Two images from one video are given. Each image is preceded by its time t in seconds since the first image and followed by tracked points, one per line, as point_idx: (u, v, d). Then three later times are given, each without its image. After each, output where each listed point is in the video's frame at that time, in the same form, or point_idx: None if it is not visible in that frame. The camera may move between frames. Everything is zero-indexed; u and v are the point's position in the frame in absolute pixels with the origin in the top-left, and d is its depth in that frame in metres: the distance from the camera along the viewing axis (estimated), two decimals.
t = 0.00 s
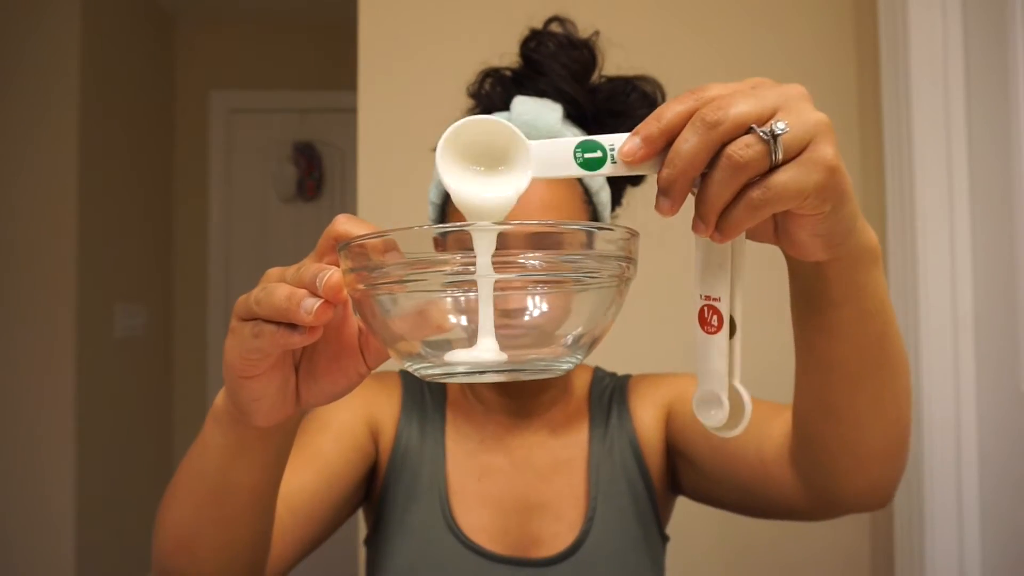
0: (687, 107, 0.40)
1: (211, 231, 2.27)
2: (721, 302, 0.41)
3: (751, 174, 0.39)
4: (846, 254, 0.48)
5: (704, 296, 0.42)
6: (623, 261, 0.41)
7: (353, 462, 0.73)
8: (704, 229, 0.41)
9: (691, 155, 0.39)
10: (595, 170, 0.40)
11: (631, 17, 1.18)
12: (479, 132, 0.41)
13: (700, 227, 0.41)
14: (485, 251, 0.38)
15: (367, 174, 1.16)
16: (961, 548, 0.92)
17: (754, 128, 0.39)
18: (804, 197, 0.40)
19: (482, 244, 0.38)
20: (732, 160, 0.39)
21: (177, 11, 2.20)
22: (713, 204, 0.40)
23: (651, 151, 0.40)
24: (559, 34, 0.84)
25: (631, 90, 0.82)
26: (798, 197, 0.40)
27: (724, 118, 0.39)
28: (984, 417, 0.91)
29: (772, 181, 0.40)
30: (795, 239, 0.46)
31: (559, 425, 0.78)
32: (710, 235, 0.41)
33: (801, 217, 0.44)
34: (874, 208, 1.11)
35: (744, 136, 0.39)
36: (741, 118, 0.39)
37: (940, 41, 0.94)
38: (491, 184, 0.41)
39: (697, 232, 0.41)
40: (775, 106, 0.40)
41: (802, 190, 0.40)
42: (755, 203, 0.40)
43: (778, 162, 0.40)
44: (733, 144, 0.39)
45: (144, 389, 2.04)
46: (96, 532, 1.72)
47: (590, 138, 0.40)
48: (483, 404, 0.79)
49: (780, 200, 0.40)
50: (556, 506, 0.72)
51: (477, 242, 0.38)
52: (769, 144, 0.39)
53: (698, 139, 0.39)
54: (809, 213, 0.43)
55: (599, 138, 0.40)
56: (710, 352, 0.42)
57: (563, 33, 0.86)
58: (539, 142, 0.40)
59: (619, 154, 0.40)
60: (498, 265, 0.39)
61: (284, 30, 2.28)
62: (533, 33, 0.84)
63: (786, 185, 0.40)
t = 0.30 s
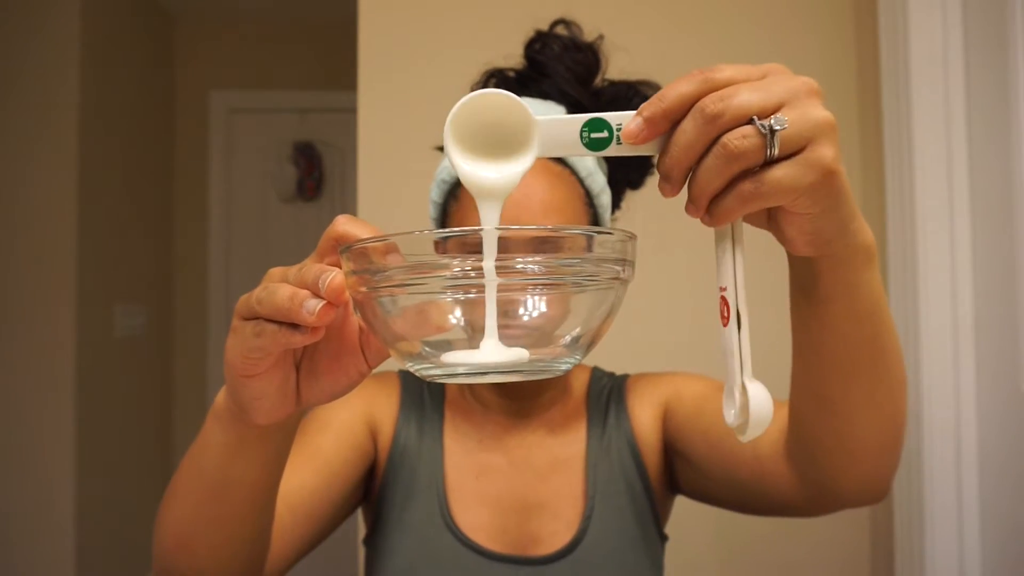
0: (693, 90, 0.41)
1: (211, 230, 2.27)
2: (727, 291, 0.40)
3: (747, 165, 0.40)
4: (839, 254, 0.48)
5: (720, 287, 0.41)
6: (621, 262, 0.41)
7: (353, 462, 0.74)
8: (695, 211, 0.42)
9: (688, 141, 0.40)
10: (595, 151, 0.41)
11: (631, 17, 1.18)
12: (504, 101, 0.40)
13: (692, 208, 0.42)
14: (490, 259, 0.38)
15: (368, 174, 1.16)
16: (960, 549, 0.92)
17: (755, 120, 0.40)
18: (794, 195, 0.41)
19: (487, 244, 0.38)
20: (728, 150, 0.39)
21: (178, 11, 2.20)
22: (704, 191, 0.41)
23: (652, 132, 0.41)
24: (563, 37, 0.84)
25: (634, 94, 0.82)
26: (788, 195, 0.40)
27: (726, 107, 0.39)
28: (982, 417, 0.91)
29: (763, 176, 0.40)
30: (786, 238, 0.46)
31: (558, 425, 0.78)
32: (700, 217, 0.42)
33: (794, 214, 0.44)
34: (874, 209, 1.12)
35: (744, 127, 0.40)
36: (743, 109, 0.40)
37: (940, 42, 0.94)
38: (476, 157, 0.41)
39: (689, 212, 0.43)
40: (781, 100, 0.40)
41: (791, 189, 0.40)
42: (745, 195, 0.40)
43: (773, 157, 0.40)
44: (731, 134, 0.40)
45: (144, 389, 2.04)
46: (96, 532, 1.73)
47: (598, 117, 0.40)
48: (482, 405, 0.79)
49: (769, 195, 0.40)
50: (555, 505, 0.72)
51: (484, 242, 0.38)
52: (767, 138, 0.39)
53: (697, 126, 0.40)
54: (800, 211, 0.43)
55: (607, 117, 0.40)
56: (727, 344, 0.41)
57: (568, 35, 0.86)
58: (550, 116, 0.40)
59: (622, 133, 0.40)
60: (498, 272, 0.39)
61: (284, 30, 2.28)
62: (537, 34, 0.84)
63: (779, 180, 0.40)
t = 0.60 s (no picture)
0: (687, 87, 0.41)
1: (211, 230, 2.27)
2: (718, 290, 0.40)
3: (734, 166, 0.40)
4: (822, 251, 0.48)
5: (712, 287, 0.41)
6: (621, 253, 0.41)
7: (353, 461, 0.74)
8: (683, 203, 0.42)
9: (680, 138, 0.40)
10: (588, 143, 0.41)
11: (631, 16, 1.18)
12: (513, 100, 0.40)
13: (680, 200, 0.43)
14: (483, 246, 0.38)
15: (367, 173, 1.16)
16: (961, 550, 0.92)
17: (747, 121, 0.40)
18: (779, 197, 0.41)
19: (483, 234, 0.38)
20: (718, 151, 0.40)
21: (177, 10, 2.20)
22: (691, 186, 0.41)
23: (645, 128, 0.41)
24: (563, 39, 0.83)
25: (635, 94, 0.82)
26: (772, 198, 0.41)
27: (720, 107, 0.39)
28: (983, 418, 0.91)
29: (750, 178, 0.40)
30: (768, 234, 0.46)
31: (558, 423, 0.78)
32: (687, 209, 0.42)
33: (778, 215, 0.44)
34: (874, 209, 1.12)
35: (736, 128, 0.40)
36: (736, 110, 0.39)
37: (940, 43, 0.94)
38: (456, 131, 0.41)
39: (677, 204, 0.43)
40: (775, 101, 0.40)
41: (776, 192, 0.41)
42: (730, 195, 0.40)
43: (763, 160, 0.40)
44: (723, 134, 0.40)
45: (144, 389, 2.05)
46: (96, 532, 1.73)
47: (592, 110, 0.40)
48: (482, 404, 0.80)
49: (754, 197, 0.40)
50: (554, 503, 0.72)
51: (479, 234, 0.38)
52: (757, 141, 0.39)
53: (688, 126, 0.40)
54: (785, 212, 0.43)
55: (601, 109, 0.40)
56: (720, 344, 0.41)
57: (568, 36, 0.86)
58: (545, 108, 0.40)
59: (616, 127, 0.40)
60: (493, 261, 0.39)
61: (284, 30, 2.29)
62: (538, 34, 0.84)
63: (767, 184, 0.40)
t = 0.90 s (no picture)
0: (697, 72, 0.40)
1: (212, 230, 2.27)
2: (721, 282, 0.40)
3: (737, 156, 0.40)
4: (810, 243, 0.48)
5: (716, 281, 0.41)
6: (622, 242, 0.42)
7: (353, 459, 0.74)
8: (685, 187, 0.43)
9: (686, 125, 0.41)
10: (596, 126, 0.41)
11: (632, 16, 1.18)
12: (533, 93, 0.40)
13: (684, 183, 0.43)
14: (493, 230, 0.38)
15: (368, 172, 1.16)
16: (961, 550, 0.92)
17: (754, 111, 0.40)
18: (779, 189, 0.41)
19: (492, 219, 0.38)
20: (723, 140, 0.40)
21: (178, 11, 2.20)
22: (694, 173, 0.41)
23: (652, 113, 0.41)
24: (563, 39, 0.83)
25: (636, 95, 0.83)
26: (773, 189, 0.41)
27: (728, 96, 0.39)
28: (982, 419, 0.91)
29: (752, 168, 0.40)
30: (761, 225, 0.46)
31: (556, 421, 0.79)
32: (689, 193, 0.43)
33: (774, 207, 0.44)
34: (874, 209, 1.12)
35: (743, 118, 0.40)
36: (743, 99, 0.40)
37: (940, 43, 0.94)
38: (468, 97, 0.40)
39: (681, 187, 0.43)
40: (782, 95, 0.40)
41: (776, 184, 0.41)
42: (731, 183, 0.40)
43: (767, 151, 0.40)
44: (729, 123, 0.40)
45: (144, 389, 2.05)
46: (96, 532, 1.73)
47: (602, 92, 0.40)
48: (481, 403, 0.80)
49: (754, 188, 0.41)
50: (553, 502, 0.72)
51: (491, 219, 0.38)
52: (763, 132, 0.39)
53: (695, 113, 0.40)
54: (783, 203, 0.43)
55: (611, 92, 0.40)
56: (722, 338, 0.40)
57: (569, 37, 0.86)
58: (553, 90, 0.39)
59: (626, 110, 0.40)
60: (499, 247, 0.39)
61: (284, 30, 2.29)
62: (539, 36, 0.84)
63: (768, 175, 0.40)
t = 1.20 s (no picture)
0: (696, 69, 0.40)
1: (212, 230, 2.27)
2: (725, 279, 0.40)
3: (727, 158, 0.40)
4: (795, 241, 0.48)
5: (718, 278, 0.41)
6: (618, 231, 0.42)
7: (354, 458, 0.74)
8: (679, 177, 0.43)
9: (682, 122, 0.41)
10: (593, 113, 0.41)
11: (632, 15, 1.18)
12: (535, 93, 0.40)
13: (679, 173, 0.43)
14: (494, 217, 0.39)
15: (368, 172, 1.16)
16: (961, 549, 0.92)
17: (747, 114, 0.39)
18: (765, 193, 0.41)
19: (494, 205, 0.39)
20: (714, 142, 0.40)
21: (178, 10, 2.21)
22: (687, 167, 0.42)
23: (649, 107, 0.41)
24: (563, 40, 0.83)
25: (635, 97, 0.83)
26: (760, 193, 0.41)
27: (721, 98, 0.39)
28: (982, 419, 0.91)
29: (741, 170, 0.40)
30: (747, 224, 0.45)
31: (555, 422, 0.79)
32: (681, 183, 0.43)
33: (762, 209, 0.44)
34: (875, 209, 1.12)
35: (736, 119, 0.40)
36: (737, 101, 0.39)
37: (939, 42, 0.94)
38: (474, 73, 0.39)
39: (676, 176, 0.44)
40: (777, 100, 0.40)
41: (763, 188, 0.41)
42: (718, 183, 0.41)
43: (758, 154, 0.40)
44: (721, 125, 0.40)
45: (144, 389, 2.05)
46: (96, 532, 1.73)
47: (601, 81, 0.40)
48: (481, 404, 0.80)
49: (739, 190, 0.41)
50: (553, 502, 0.72)
51: (495, 204, 0.38)
52: (753, 136, 0.39)
53: (690, 112, 0.40)
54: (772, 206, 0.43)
55: (610, 82, 0.40)
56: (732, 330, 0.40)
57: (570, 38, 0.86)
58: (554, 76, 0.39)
59: (622, 102, 0.41)
60: (498, 232, 0.40)
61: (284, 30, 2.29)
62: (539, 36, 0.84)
63: (757, 178, 0.40)
